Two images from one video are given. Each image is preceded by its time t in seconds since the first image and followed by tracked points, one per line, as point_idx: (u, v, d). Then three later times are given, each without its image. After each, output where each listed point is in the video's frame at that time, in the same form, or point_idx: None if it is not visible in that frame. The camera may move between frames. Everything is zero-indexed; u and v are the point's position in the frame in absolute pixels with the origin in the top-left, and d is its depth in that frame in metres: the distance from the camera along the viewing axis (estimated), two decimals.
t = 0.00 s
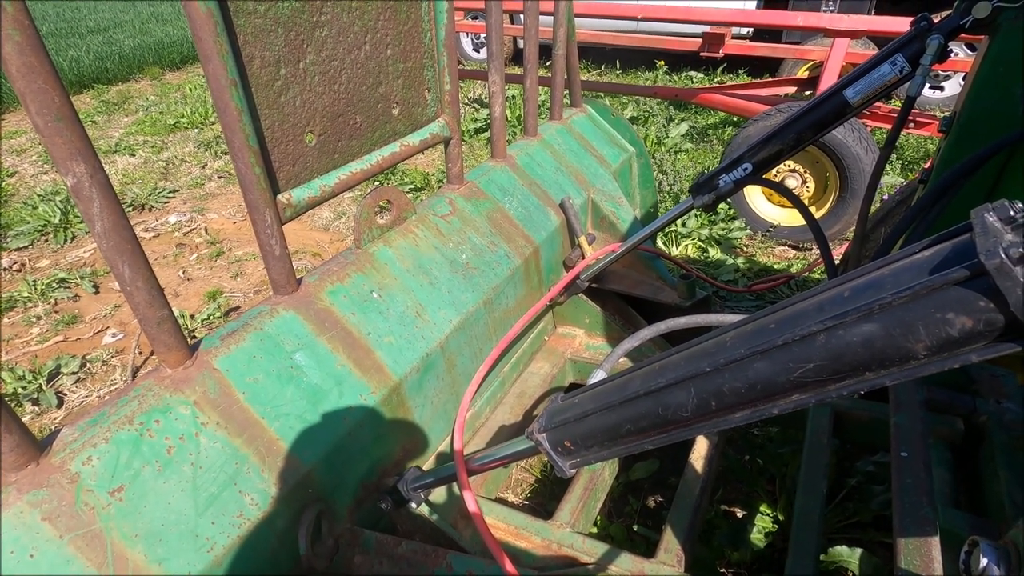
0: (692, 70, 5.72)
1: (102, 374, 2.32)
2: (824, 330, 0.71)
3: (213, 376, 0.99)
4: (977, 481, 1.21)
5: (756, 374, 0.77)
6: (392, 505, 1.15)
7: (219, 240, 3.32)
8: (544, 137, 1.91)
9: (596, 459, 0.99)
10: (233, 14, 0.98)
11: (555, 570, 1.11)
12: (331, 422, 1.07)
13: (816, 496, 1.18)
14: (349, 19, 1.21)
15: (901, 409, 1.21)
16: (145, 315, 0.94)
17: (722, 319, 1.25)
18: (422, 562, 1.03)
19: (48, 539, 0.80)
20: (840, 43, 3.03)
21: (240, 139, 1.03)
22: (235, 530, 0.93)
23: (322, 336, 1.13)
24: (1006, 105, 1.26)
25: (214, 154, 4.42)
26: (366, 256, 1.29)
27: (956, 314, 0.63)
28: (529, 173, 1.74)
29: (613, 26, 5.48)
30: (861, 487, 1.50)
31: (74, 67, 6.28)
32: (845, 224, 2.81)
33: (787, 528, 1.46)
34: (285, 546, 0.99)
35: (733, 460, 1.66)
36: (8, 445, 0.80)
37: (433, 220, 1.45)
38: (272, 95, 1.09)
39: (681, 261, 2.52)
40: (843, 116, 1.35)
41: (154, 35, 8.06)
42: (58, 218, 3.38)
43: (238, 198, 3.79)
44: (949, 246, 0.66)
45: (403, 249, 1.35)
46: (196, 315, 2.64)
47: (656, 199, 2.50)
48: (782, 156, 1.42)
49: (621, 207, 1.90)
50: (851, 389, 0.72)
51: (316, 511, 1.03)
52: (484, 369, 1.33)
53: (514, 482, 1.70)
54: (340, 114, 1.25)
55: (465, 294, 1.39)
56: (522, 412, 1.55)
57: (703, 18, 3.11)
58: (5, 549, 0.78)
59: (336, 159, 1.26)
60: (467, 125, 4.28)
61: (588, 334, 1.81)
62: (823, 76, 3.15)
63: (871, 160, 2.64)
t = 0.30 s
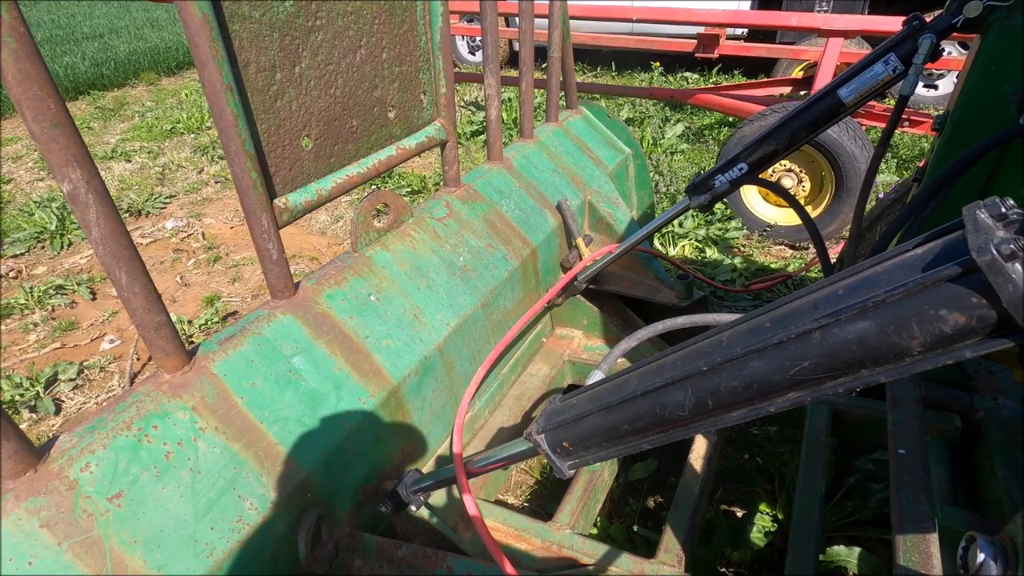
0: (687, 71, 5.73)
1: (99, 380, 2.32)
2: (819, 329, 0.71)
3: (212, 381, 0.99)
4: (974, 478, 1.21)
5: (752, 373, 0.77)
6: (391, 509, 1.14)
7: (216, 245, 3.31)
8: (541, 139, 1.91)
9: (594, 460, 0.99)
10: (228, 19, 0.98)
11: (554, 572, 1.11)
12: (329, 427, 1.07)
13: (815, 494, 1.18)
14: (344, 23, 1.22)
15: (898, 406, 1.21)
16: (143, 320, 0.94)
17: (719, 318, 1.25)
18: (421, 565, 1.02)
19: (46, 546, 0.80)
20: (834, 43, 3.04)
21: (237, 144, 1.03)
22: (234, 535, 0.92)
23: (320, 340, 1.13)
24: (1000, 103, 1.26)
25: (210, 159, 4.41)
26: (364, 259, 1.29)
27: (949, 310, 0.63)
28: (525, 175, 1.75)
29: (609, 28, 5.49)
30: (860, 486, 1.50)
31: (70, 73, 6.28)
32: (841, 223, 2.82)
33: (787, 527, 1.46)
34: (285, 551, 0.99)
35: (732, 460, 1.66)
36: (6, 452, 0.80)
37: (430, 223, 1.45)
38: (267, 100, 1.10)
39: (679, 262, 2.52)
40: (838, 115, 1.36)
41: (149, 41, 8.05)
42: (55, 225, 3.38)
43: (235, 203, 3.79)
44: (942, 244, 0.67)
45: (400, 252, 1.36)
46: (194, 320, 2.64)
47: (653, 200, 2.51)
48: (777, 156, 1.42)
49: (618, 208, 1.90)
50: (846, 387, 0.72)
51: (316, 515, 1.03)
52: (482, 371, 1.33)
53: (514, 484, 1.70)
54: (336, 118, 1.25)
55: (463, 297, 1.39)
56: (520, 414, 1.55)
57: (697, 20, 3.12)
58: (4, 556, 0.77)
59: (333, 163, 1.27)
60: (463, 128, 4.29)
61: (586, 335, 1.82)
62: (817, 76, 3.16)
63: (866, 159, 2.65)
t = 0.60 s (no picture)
0: (686, 68, 5.72)
1: (97, 379, 2.32)
2: (818, 324, 0.71)
3: (210, 379, 0.99)
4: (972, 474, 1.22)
5: (751, 369, 0.77)
6: (389, 507, 1.14)
7: (214, 243, 3.31)
8: (539, 137, 1.91)
9: (593, 456, 1.00)
10: (225, 16, 0.98)
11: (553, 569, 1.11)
12: (328, 424, 1.07)
13: (814, 490, 1.18)
14: (341, 20, 1.21)
15: (896, 403, 1.21)
16: (141, 318, 0.94)
17: (718, 315, 1.25)
18: (420, 563, 1.02)
19: (45, 544, 0.79)
20: (832, 40, 3.04)
21: (234, 141, 1.03)
22: (234, 533, 0.92)
23: (318, 338, 1.13)
24: (998, 100, 1.26)
25: (208, 157, 4.41)
26: (362, 257, 1.29)
27: (948, 306, 0.63)
28: (523, 173, 1.75)
29: (607, 26, 5.48)
30: (859, 482, 1.50)
31: (67, 71, 6.26)
32: (839, 220, 2.82)
33: (785, 524, 1.46)
34: (284, 549, 0.99)
35: (731, 457, 1.66)
36: (3, 451, 0.80)
37: (428, 221, 1.45)
38: (265, 97, 1.09)
39: (677, 260, 2.52)
40: (836, 112, 1.36)
41: (146, 39, 8.03)
42: (52, 223, 3.37)
43: (233, 201, 3.78)
44: (940, 240, 0.67)
45: (398, 250, 1.35)
46: (192, 319, 2.64)
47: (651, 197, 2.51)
48: (776, 154, 1.42)
49: (617, 206, 1.90)
50: (845, 382, 0.72)
51: (315, 513, 1.03)
52: (481, 368, 1.33)
53: (513, 482, 1.71)
54: (334, 116, 1.25)
55: (461, 294, 1.39)
56: (519, 412, 1.55)
57: (695, 16, 3.12)
58: (2, 555, 0.77)
59: (330, 161, 1.26)
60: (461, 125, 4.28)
61: (584, 332, 1.82)
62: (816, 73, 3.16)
63: (864, 156, 2.64)
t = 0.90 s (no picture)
0: (686, 67, 5.72)
1: (97, 377, 2.31)
2: (819, 324, 0.71)
3: (209, 377, 0.99)
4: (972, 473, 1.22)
5: (752, 368, 0.77)
6: (389, 506, 1.14)
7: (214, 241, 3.30)
8: (539, 135, 1.91)
9: (593, 455, 0.99)
10: (224, 14, 0.98)
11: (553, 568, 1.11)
12: (328, 423, 1.07)
13: (814, 489, 1.18)
14: (341, 18, 1.21)
15: (896, 402, 1.21)
16: (140, 317, 0.94)
17: (718, 314, 1.25)
18: (420, 562, 1.03)
19: (44, 543, 0.79)
20: (833, 39, 3.04)
21: (234, 139, 1.03)
22: (233, 531, 0.92)
23: (318, 336, 1.13)
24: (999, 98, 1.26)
25: (208, 155, 4.40)
26: (362, 256, 1.29)
27: (949, 306, 0.63)
28: (524, 171, 1.74)
29: (607, 24, 5.48)
30: (858, 481, 1.50)
31: (66, 69, 6.25)
32: (839, 219, 2.81)
33: (785, 523, 1.46)
34: (283, 548, 0.99)
35: (730, 456, 1.66)
36: (2, 449, 0.80)
37: (429, 219, 1.45)
38: (264, 95, 1.09)
39: (677, 259, 2.52)
40: (837, 111, 1.35)
41: (146, 37, 8.02)
42: (51, 221, 3.37)
43: (232, 200, 3.78)
44: (941, 239, 0.67)
45: (398, 248, 1.35)
46: (192, 317, 2.63)
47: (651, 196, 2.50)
48: (776, 153, 1.41)
49: (617, 204, 1.89)
50: (845, 382, 0.72)
51: (314, 512, 1.03)
52: (481, 367, 1.33)
53: (512, 481, 1.71)
54: (334, 114, 1.24)
55: (461, 293, 1.39)
56: (519, 411, 1.55)
57: (696, 15, 3.12)
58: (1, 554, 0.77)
59: (330, 159, 1.26)
60: (461, 124, 4.28)
61: (584, 331, 1.82)
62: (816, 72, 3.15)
63: (865, 155, 2.64)
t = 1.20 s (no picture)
0: (684, 68, 5.73)
1: (95, 379, 2.31)
2: (817, 324, 0.71)
3: (207, 379, 0.99)
4: (971, 474, 1.22)
5: (750, 369, 0.77)
6: (388, 507, 1.15)
7: (213, 243, 3.30)
8: (538, 136, 1.91)
9: (592, 457, 0.99)
10: (223, 15, 0.98)
11: (551, 569, 1.11)
12: (326, 424, 1.06)
13: (813, 490, 1.18)
14: (340, 19, 1.21)
15: (894, 403, 1.21)
16: (138, 318, 0.94)
17: (717, 315, 1.25)
18: (419, 563, 1.02)
19: (42, 545, 0.79)
20: (831, 40, 3.04)
21: (232, 140, 1.03)
22: (231, 534, 0.92)
23: (316, 337, 1.13)
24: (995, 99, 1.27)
25: (207, 157, 4.40)
26: (360, 257, 1.29)
27: (947, 306, 0.63)
28: (522, 173, 1.74)
29: (606, 25, 5.49)
30: (857, 482, 1.51)
31: (65, 71, 6.25)
32: (838, 220, 2.82)
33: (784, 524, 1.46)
34: (282, 549, 0.99)
35: (729, 456, 1.66)
36: None
37: (427, 220, 1.45)
38: (263, 96, 1.09)
39: (676, 260, 2.52)
40: (835, 112, 1.35)
41: (144, 38, 8.01)
42: (50, 223, 3.36)
43: (231, 201, 3.78)
44: (940, 239, 0.67)
45: (397, 249, 1.35)
46: (191, 319, 2.63)
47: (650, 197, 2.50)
48: (775, 153, 1.41)
49: (616, 206, 1.90)
50: (844, 382, 0.72)
51: (313, 513, 1.03)
52: (480, 369, 1.33)
53: (511, 482, 1.71)
54: (332, 115, 1.24)
55: (460, 294, 1.39)
56: (518, 412, 1.55)
57: (694, 16, 3.12)
58: None
59: (329, 160, 1.26)
60: (460, 125, 4.28)
61: (583, 332, 1.82)
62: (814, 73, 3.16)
63: (863, 156, 2.65)
